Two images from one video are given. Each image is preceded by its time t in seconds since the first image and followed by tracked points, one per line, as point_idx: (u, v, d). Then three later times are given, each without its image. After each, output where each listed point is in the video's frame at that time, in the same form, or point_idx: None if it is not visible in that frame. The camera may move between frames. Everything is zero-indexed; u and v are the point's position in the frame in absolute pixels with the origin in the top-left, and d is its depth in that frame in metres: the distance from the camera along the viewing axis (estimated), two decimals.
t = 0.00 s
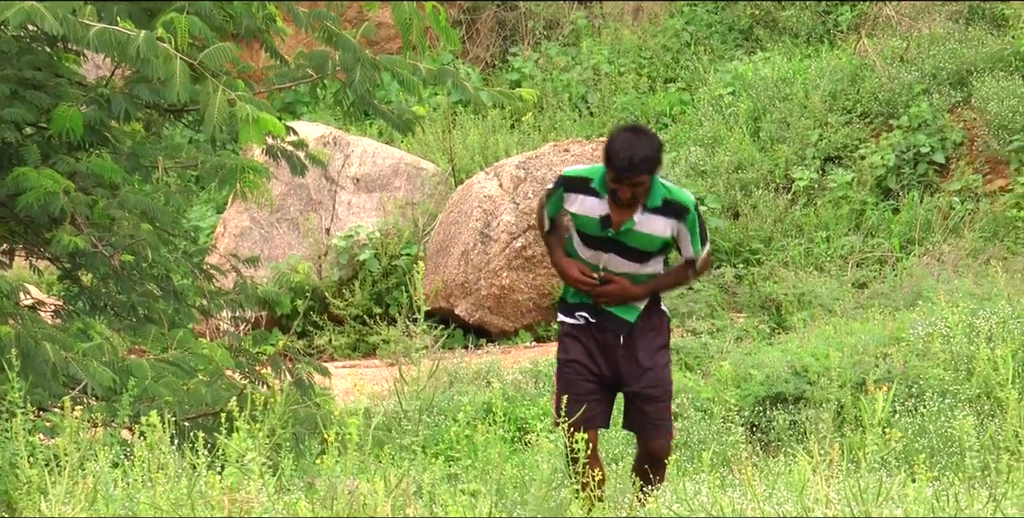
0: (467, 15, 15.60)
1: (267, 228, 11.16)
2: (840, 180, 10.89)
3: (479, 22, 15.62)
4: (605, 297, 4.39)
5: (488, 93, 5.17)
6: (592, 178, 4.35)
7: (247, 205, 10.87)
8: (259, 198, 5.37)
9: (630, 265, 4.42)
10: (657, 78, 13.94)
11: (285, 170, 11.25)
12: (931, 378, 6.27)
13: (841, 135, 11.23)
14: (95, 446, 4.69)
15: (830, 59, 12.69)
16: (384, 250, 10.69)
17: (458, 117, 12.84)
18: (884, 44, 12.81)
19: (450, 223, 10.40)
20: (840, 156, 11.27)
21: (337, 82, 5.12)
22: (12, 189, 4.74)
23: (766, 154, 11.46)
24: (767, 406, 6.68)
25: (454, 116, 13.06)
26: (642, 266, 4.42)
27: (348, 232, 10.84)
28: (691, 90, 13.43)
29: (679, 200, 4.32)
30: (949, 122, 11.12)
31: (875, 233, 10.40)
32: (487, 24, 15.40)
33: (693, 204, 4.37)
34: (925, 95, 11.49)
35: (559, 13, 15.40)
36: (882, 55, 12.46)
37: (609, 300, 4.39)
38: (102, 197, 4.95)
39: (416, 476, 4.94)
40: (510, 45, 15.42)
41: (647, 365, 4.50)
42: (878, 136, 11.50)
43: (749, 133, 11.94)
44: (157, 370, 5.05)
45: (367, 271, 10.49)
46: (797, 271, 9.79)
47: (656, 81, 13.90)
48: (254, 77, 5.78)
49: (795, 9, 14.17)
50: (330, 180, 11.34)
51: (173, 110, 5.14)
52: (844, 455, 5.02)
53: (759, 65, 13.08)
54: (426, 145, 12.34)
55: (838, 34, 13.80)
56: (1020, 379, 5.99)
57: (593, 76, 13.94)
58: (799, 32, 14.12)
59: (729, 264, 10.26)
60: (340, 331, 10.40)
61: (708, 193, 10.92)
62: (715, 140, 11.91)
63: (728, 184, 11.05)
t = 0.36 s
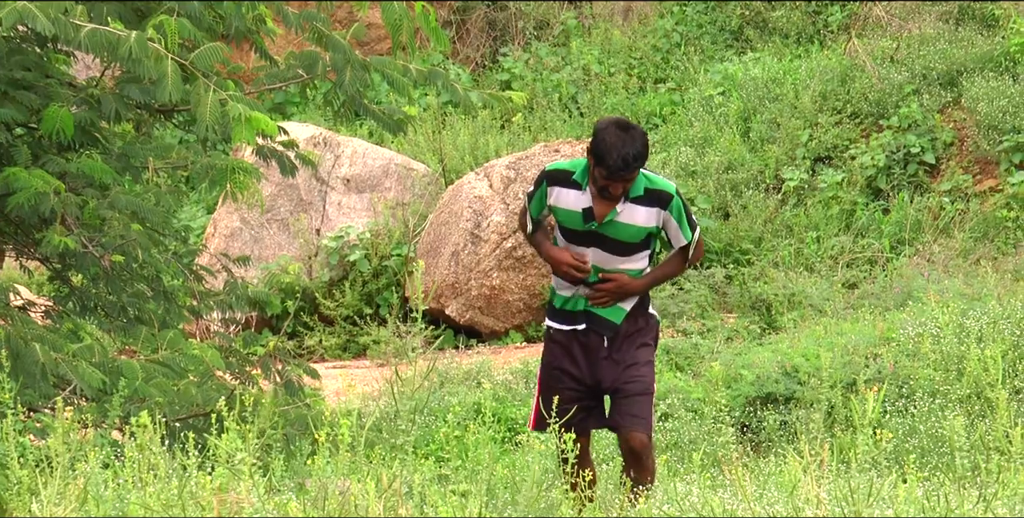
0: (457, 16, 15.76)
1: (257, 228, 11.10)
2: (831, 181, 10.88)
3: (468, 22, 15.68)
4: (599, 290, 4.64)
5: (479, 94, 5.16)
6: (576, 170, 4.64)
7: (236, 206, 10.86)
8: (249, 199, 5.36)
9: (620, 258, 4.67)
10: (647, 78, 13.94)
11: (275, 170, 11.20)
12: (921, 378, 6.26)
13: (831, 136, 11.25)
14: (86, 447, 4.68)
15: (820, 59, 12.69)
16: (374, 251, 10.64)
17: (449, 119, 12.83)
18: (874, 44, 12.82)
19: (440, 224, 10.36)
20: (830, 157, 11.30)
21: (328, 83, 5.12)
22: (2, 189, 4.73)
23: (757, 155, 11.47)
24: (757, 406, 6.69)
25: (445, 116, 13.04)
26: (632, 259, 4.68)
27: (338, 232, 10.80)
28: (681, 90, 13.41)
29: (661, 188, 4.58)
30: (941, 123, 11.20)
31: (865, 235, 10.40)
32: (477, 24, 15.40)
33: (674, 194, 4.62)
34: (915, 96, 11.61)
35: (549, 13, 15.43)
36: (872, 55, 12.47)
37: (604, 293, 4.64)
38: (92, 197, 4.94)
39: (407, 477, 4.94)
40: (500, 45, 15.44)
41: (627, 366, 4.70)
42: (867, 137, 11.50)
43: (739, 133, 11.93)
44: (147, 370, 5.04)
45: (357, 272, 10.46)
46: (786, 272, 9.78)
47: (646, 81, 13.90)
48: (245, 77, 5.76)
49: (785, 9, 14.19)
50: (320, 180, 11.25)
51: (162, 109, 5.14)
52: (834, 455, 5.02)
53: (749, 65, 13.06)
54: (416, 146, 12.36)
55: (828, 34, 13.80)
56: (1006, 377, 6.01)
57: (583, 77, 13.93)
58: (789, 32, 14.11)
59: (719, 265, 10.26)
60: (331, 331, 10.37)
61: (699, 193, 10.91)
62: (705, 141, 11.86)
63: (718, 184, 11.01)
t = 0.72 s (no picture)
0: (441, 16, 15.78)
1: (242, 229, 11.11)
2: (816, 181, 10.89)
3: (453, 23, 15.69)
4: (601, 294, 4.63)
5: (464, 94, 5.14)
6: (586, 168, 4.66)
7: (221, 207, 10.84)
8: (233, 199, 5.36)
9: (622, 261, 4.66)
10: (632, 79, 13.91)
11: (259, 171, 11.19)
12: (906, 378, 6.24)
13: (816, 136, 11.20)
14: (71, 448, 4.68)
15: (805, 59, 12.66)
16: (359, 251, 10.72)
17: (433, 119, 12.83)
18: (858, 44, 12.80)
19: (425, 224, 10.41)
20: (815, 158, 11.28)
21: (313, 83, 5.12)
22: None
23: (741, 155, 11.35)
24: (741, 407, 6.71)
25: (429, 117, 13.01)
26: (634, 264, 4.66)
27: (323, 233, 10.85)
28: (666, 91, 13.40)
29: (667, 194, 4.56)
30: (925, 122, 11.13)
31: (850, 235, 10.40)
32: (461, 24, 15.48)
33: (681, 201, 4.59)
34: (898, 95, 11.46)
35: (533, 14, 15.44)
36: (857, 55, 12.41)
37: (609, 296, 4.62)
38: (77, 198, 4.94)
39: (392, 477, 4.94)
40: (484, 45, 15.50)
41: (619, 379, 4.69)
42: (852, 137, 11.47)
43: (724, 134, 11.79)
44: (132, 371, 5.03)
45: (342, 272, 10.54)
46: (770, 272, 9.80)
47: (631, 82, 13.87)
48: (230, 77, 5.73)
49: (770, 9, 14.17)
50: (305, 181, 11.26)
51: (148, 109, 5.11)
52: (819, 455, 5.02)
53: (734, 66, 12.93)
54: (401, 147, 12.30)
55: (813, 34, 13.76)
56: (989, 378, 6.00)
57: (568, 77, 13.91)
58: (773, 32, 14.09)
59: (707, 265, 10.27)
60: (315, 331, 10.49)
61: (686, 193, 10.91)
62: (689, 142, 11.66)
63: (703, 185, 10.86)
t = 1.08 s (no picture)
0: (420, 15, 15.76)
1: (220, 228, 11.03)
2: (794, 180, 10.89)
3: (431, 22, 15.69)
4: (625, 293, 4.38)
5: (442, 93, 5.13)
6: (607, 162, 4.40)
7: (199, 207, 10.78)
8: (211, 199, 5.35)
9: (646, 258, 4.38)
10: (610, 78, 13.74)
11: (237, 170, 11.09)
12: (884, 376, 6.18)
13: (794, 134, 11.25)
14: (48, 448, 4.68)
15: (783, 59, 12.63)
16: (337, 250, 10.64)
17: (412, 119, 12.80)
18: (837, 43, 12.72)
19: (404, 223, 10.35)
20: (794, 156, 11.27)
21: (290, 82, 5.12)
22: None
23: (720, 153, 11.41)
24: (720, 405, 6.71)
25: (407, 116, 12.97)
26: (655, 263, 4.39)
27: (302, 232, 10.75)
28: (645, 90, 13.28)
29: (691, 192, 4.32)
30: (904, 121, 11.21)
31: (829, 233, 10.37)
32: (440, 22, 15.62)
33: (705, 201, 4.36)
34: (879, 94, 11.54)
35: (511, 13, 15.44)
36: (834, 53, 12.40)
37: (632, 297, 4.38)
38: (55, 198, 4.96)
39: (371, 476, 4.94)
40: (464, 44, 15.49)
41: (642, 385, 4.45)
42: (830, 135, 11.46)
43: (702, 133, 11.87)
44: (111, 370, 5.02)
45: (321, 272, 10.46)
46: (749, 271, 9.79)
47: (609, 82, 13.69)
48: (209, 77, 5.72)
49: (747, 9, 14.14)
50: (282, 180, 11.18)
51: (127, 108, 5.13)
52: (797, 454, 5.01)
53: (712, 64, 13.01)
54: (380, 146, 12.20)
55: (790, 34, 13.72)
56: (966, 375, 6.00)
57: (547, 76, 13.84)
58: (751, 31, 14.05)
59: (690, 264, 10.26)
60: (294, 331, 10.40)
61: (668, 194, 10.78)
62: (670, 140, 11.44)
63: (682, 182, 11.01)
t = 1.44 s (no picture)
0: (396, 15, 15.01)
1: (196, 228, 10.66)
2: (770, 179, 10.70)
3: (408, 21, 14.91)
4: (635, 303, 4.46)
5: (417, 92, 5.13)
6: (600, 171, 4.39)
7: (175, 205, 10.39)
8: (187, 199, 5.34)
9: (649, 266, 4.44)
10: (586, 76, 13.43)
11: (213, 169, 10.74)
12: (860, 375, 6.08)
13: (770, 133, 11.03)
14: (24, 448, 4.67)
15: (759, 57, 12.40)
16: (313, 250, 10.27)
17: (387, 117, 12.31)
18: (812, 44, 12.30)
19: (380, 223, 10.10)
20: (769, 155, 11.06)
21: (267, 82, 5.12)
22: None
23: (696, 153, 11.22)
24: (697, 404, 6.69)
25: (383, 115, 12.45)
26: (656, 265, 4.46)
27: (278, 232, 10.39)
28: (620, 89, 13.04)
29: (689, 191, 4.39)
30: (879, 120, 10.81)
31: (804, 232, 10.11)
32: (416, 22, 14.86)
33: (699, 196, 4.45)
34: (853, 94, 11.10)
35: (488, 12, 14.82)
36: (810, 54, 12.00)
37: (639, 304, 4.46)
38: (30, 198, 5.02)
39: (347, 476, 4.93)
40: (440, 44, 14.76)
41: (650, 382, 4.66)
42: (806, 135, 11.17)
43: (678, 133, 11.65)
44: (87, 371, 5.00)
45: (297, 272, 10.09)
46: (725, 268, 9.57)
47: (585, 80, 13.39)
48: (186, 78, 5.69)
49: (723, 7, 13.71)
50: (258, 179, 10.80)
51: (102, 108, 5.07)
52: (774, 453, 5.00)
53: (688, 62, 12.76)
54: (356, 146, 11.63)
55: (767, 32, 13.35)
56: (942, 374, 5.92)
57: (522, 75, 13.46)
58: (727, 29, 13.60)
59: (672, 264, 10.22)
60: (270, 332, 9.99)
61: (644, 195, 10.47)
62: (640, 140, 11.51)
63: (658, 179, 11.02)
